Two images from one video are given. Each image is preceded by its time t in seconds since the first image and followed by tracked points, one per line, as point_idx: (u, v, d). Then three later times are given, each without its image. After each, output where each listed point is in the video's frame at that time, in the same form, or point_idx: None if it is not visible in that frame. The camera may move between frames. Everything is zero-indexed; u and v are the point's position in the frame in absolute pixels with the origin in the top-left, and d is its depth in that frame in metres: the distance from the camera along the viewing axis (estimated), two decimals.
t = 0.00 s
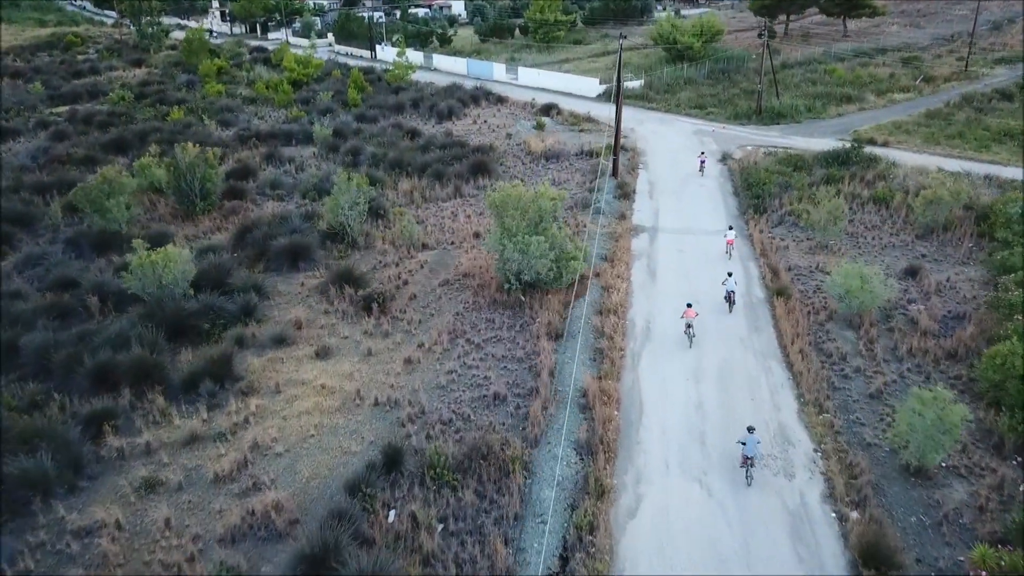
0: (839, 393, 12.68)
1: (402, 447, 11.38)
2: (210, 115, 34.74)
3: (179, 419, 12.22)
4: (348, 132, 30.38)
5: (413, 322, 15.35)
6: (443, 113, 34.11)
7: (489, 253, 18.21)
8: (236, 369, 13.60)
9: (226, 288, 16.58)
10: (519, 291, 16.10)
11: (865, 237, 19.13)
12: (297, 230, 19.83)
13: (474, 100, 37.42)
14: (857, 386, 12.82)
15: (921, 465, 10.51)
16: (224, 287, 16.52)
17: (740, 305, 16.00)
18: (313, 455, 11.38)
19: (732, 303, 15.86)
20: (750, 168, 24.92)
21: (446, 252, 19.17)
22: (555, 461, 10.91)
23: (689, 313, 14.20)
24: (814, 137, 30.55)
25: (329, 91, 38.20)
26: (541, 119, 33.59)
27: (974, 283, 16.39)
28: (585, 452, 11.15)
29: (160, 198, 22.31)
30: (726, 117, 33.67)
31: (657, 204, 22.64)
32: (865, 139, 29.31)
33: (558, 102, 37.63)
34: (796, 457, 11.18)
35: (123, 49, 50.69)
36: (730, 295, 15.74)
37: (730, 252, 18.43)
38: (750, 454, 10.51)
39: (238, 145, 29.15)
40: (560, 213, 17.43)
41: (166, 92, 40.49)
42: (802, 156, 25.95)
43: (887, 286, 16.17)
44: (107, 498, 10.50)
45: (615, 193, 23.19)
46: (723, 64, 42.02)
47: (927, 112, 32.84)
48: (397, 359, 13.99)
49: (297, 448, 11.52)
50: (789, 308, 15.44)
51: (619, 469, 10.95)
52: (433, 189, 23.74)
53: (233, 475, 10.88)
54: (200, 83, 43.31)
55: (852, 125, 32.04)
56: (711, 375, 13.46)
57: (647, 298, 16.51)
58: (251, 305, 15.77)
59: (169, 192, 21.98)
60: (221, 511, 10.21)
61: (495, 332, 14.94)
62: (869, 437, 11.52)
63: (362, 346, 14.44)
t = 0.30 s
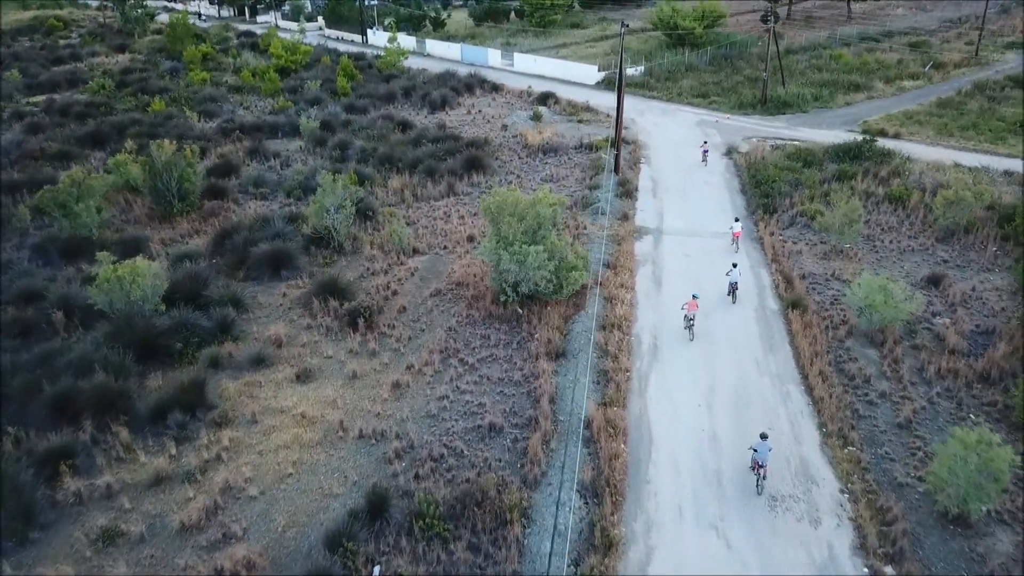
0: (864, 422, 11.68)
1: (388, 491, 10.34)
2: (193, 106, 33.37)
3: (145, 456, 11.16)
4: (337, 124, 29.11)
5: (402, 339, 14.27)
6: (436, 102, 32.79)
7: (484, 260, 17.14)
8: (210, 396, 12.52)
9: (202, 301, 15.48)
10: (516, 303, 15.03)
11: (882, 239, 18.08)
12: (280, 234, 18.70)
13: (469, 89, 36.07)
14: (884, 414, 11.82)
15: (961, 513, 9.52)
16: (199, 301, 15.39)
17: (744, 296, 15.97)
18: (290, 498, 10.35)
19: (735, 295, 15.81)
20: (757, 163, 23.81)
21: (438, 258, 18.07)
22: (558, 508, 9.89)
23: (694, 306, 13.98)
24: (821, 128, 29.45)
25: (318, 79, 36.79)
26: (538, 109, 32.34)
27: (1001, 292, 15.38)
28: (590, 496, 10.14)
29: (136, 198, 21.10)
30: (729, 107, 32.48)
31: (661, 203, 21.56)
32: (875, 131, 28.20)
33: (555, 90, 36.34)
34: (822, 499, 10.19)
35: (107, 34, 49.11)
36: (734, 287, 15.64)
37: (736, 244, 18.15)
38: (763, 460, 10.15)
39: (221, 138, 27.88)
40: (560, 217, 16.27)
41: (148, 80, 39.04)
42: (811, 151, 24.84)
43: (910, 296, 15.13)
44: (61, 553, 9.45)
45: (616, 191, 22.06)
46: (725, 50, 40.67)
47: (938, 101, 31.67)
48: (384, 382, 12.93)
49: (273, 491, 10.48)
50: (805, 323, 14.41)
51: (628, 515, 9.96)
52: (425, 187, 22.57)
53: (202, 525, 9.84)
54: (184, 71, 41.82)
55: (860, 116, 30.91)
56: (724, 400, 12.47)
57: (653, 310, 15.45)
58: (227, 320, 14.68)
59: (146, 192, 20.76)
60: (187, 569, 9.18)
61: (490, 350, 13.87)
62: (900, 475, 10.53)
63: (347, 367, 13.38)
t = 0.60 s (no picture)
0: (893, 461, 10.70)
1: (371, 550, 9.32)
2: (174, 97, 31.96)
3: (104, 506, 10.11)
4: (324, 118, 27.83)
5: (388, 362, 13.20)
6: (428, 93, 31.49)
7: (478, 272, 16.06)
8: (177, 432, 11.45)
9: (174, 320, 14.37)
10: (513, 322, 13.98)
11: (901, 245, 17.06)
12: (260, 242, 17.57)
13: (462, 78, 34.74)
14: (914, 452, 10.83)
15: None
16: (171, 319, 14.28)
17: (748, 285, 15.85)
18: (263, 556, 9.33)
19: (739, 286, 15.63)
20: (765, 160, 22.72)
21: (429, 267, 16.98)
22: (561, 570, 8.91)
23: (697, 303, 13.78)
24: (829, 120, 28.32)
25: (305, 68, 35.39)
26: (534, 100, 31.10)
27: None
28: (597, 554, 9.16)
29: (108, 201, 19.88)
30: (733, 98, 31.30)
31: (665, 204, 20.48)
32: (885, 124, 27.12)
33: (552, 79, 35.05)
34: (852, 554, 9.22)
35: (88, 19, 47.44)
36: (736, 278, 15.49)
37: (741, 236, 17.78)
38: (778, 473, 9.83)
39: (202, 133, 26.59)
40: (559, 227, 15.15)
41: (129, 68, 37.51)
42: (820, 146, 23.75)
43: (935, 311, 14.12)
44: None
45: (617, 191, 20.94)
46: (727, 36, 39.32)
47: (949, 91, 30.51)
48: (368, 414, 11.88)
49: (245, 547, 9.46)
50: (822, 343, 13.40)
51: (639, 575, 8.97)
52: (415, 188, 21.42)
53: None
54: (167, 59, 40.33)
55: (869, 107, 29.80)
56: (739, 433, 11.48)
57: (660, 326, 14.39)
58: (200, 343, 13.59)
59: (119, 195, 19.54)
60: None
61: (484, 375, 12.82)
62: (936, 526, 9.58)
63: (329, 396, 12.32)
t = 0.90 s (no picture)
0: (928, 510, 9.74)
1: None
2: (153, 90, 30.57)
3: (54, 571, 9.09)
4: (309, 112, 26.55)
5: (373, 392, 12.14)
6: (418, 84, 30.15)
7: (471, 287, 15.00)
8: (139, 479, 10.41)
9: (141, 344, 13.27)
10: (508, 346, 12.93)
11: (921, 254, 16.03)
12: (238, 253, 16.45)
13: (454, 67, 33.39)
14: (950, 501, 9.86)
15: None
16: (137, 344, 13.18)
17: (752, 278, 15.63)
18: None
19: (742, 279, 15.40)
20: (772, 158, 21.62)
21: (418, 280, 15.88)
22: None
23: (702, 297, 13.62)
24: (836, 113, 27.17)
25: (290, 58, 33.97)
26: (529, 92, 29.84)
27: None
28: None
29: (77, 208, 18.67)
30: (736, 88, 30.09)
31: (668, 207, 19.39)
32: (895, 117, 26.01)
33: (547, 70, 33.78)
34: None
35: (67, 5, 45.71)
36: (739, 271, 15.25)
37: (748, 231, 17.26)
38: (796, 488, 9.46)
39: (180, 130, 25.30)
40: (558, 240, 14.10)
41: (106, 58, 36.00)
42: (829, 142, 22.66)
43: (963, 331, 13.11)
44: None
45: (617, 193, 19.83)
46: (729, 22, 37.95)
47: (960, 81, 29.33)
48: (350, 456, 10.85)
49: None
50: (843, 368, 12.38)
51: None
52: (404, 191, 20.26)
53: None
54: (147, 47, 38.78)
55: (877, 98, 28.67)
56: (755, 475, 10.47)
57: (667, 348, 13.33)
58: (168, 372, 12.51)
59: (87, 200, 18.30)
60: None
61: (476, 408, 11.79)
62: None
63: (308, 435, 11.28)
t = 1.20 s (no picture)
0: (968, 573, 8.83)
1: None
2: (127, 81, 29.07)
3: None
4: (291, 106, 25.24)
5: (354, 432, 11.10)
6: (406, 75, 28.79)
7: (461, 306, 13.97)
8: (93, 541, 9.35)
9: (102, 376, 12.16)
10: (502, 377, 11.88)
11: (942, 265, 15.02)
12: (211, 267, 15.31)
13: (443, 56, 32.03)
14: (992, 562, 8.97)
15: None
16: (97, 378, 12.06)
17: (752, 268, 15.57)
18: None
19: (743, 268, 15.37)
20: (779, 156, 20.53)
21: (405, 297, 14.79)
22: None
23: (708, 291, 13.47)
24: (843, 105, 26.05)
25: (272, 47, 32.49)
26: (522, 82, 28.56)
27: None
28: None
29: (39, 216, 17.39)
30: (738, 78, 28.86)
31: (671, 211, 18.32)
32: (905, 109, 24.91)
33: (541, 59, 32.41)
34: None
35: None
36: (739, 261, 15.17)
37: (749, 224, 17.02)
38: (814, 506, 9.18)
39: (155, 127, 23.97)
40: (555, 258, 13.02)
41: (79, 45, 34.32)
42: (838, 138, 21.58)
43: (994, 356, 12.14)
44: None
45: (617, 197, 18.73)
46: (729, 7, 36.58)
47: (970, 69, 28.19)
48: (329, 510, 9.82)
49: None
50: (866, 399, 11.41)
51: None
52: (390, 194, 19.11)
53: None
54: (123, 34, 37.10)
55: (885, 88, 27.52)
56: (775, 527, 9.53)
57: (674, 376, 12.32)
58: (130, 410, 11.41)
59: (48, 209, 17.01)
60: None
61: (468, 449, 10.78)
62: None
63: (283, 484, 10.24)
